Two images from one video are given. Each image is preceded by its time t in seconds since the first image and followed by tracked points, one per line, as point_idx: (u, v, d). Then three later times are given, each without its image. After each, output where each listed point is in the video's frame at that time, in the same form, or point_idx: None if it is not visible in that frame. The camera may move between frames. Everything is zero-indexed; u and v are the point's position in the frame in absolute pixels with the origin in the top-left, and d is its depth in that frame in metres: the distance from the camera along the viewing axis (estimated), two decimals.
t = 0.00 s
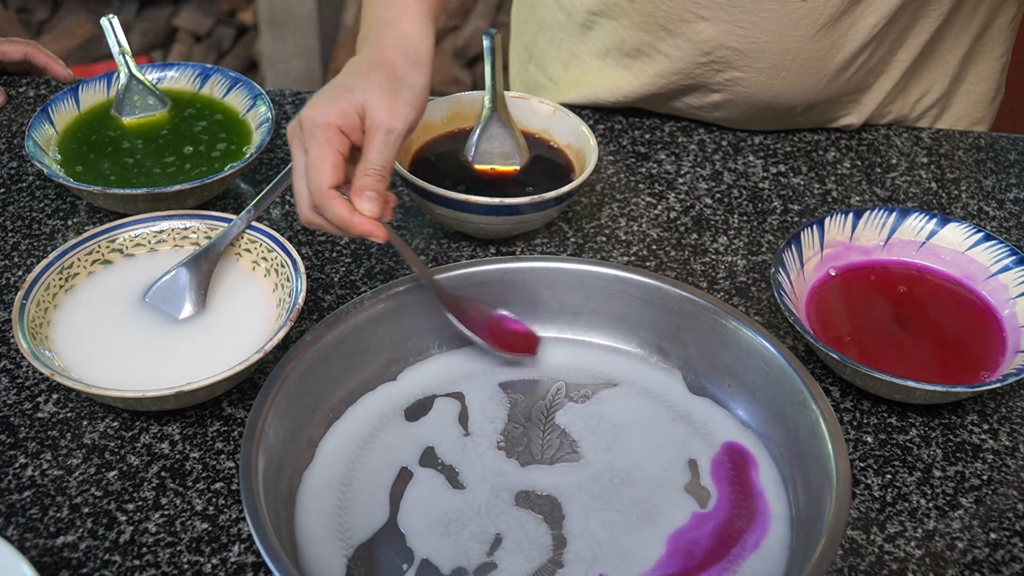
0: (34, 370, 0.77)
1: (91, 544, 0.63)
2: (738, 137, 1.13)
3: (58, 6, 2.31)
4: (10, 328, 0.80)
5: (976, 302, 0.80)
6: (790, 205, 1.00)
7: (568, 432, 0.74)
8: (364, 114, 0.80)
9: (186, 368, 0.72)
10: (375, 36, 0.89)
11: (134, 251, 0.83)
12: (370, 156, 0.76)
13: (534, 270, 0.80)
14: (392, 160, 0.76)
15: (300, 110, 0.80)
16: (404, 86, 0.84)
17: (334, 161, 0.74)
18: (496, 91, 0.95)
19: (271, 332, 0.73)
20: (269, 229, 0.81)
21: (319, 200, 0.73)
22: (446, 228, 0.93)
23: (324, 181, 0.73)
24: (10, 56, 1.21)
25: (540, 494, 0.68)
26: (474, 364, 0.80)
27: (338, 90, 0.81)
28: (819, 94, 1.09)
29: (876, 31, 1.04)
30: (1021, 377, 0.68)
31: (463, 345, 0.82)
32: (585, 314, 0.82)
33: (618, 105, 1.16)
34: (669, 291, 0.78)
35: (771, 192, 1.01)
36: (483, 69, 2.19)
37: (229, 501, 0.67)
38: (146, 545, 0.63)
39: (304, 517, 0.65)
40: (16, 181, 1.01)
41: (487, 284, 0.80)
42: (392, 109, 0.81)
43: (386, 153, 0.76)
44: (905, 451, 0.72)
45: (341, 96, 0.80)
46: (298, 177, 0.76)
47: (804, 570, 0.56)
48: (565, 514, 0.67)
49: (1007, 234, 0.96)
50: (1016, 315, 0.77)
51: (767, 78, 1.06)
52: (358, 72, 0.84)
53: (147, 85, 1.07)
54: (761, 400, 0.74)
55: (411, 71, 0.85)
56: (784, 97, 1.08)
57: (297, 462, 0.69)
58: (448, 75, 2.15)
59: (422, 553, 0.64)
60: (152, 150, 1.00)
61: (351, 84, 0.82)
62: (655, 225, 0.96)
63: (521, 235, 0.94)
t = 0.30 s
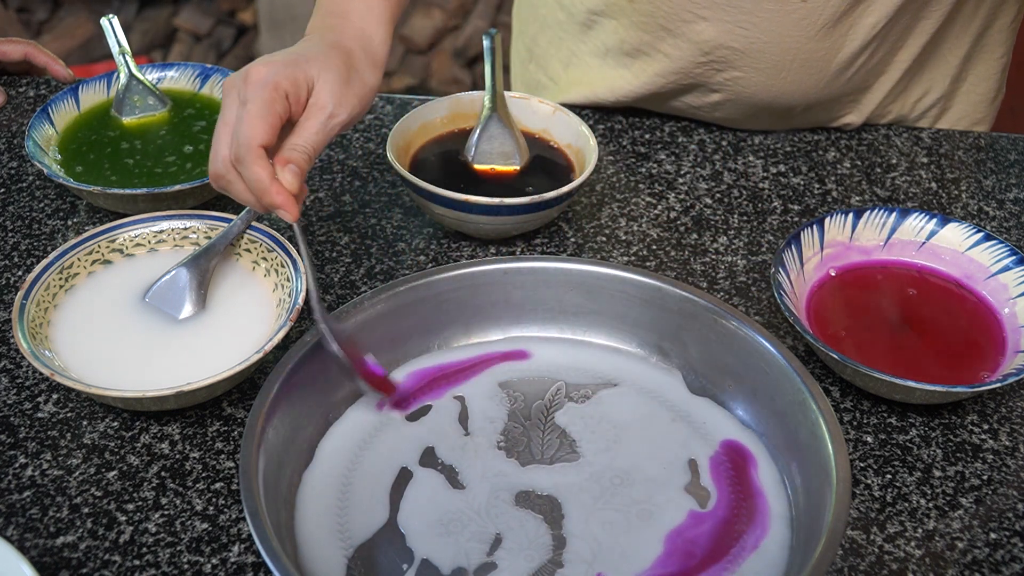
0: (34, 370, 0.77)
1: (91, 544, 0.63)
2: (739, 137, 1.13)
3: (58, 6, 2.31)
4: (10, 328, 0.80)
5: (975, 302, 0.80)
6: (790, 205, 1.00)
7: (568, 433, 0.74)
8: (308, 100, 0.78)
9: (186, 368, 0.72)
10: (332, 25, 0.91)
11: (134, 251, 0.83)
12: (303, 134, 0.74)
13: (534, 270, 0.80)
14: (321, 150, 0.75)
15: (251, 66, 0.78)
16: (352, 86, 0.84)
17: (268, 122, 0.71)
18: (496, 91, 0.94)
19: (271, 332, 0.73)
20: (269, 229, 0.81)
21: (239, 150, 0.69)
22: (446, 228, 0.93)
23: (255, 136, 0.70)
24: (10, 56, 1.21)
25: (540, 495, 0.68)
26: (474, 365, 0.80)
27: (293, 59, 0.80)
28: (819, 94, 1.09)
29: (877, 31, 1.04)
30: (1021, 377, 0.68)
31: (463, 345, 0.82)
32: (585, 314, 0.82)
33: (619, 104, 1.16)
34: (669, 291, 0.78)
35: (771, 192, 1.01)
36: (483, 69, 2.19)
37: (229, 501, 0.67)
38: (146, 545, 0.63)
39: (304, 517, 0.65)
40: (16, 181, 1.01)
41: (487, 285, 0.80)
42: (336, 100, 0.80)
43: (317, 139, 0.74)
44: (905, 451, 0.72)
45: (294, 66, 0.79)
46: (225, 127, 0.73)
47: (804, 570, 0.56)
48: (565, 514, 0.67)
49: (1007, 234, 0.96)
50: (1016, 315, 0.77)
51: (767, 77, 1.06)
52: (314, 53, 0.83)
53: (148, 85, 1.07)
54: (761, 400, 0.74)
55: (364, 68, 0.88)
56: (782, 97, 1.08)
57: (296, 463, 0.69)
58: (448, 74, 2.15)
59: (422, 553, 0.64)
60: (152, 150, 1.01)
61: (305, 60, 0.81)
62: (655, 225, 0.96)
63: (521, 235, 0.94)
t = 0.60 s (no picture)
0: (34, 370, 0.77)
1: (91, 544, 0.63)
2: (739, 137, 1.13)
3: (59, 6, 2.31)
4: (10, 328, 0.80)
5: (975, 303, 0.80)
6: (790, 205, 1.00)
7: (568, 433, 0.74)
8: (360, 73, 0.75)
9: (187, 368, 0.72)
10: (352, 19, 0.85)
11: (134, 251, 0.83)
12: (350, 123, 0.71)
13: (534, 270, 0.80)
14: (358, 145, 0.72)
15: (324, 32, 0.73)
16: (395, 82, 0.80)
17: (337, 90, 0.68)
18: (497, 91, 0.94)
19: (271, 332, 0.73)
20: (269, 229, 0.81)
21: (309, 106, 0.65)
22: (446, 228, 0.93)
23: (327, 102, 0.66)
24: (10, 55, 1.21)
25: (540, 495, 0.68)
26: (474, 364, 0.80)
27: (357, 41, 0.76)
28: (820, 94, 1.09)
29: (879, 30, 1.04)
30: (1021, 377, 0.68)
31: (463, 345, 0.82)
32: (585, 314, 0.82)
33: (619, 104, 1.16)
34: (669, 291, 0.78)
35: (771, 192, 1.01)
36: (483, 69, 2.19)
37: (229, 501, 0.67)
38: (146, 545, 0.63)
39: (304, 518, 0.65)
40: (16, 181, 1.01)
41: (487, 285, 0.80)
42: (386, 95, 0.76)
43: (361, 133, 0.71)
44: (905, 451, 0.72)
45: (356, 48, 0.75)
46: (289, 66, 0.68)
47: (804, 570, 0.56)
48: (565, 514, 0.67)
49: (1007, 234, 0.96)
50: (1016, 315, 0.77)
51: (769, 77, 1.06)
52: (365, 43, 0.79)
53: (148, 85, 1.07)
54: (761, 400, 0.74)
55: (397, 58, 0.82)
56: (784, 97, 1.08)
57: (297, 463, 0.69)
58: (447, 74, 2.16)
59: (422, 553, 0.64)
60: (152, 150, 1.01)
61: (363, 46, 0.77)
62: (655, 225, 0.96)
63: (521, 235, 0.94)
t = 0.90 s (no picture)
0: (34, 370, 0.77)
1: (91, 544, 0.63)
2: (739, 137, 1.13)
3: (58, 6, 2.31)
4: (10, 328, 0.80)
5: (975, 302, 0.80)
6: (790, 205, 1.00)
7: (568, 433, 0.74)
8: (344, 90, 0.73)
9: (187, 368, 0.72)
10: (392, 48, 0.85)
11: (134, 251, 0.83)
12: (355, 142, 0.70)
13: (534, 270, 0.80)
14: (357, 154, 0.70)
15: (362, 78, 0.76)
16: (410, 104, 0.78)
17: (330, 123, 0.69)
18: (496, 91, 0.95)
19: (271, 332, 0.73)
20: (269, 229, 0.81)
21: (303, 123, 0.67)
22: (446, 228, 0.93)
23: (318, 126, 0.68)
24: (10, 55, 1.21)
25: (540, 495, 0.68)
26: (474, 365, 0.80)
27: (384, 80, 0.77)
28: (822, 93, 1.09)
29: (881, 30, 1.04)
30: (1021, 377, 0.68)
31: (463, 345, 0.82)
32: (585, 314, 0.82)
33: (619, 104, 1.16)
34: (668, 291, 0.78)
35: (771, 192, 1.01)
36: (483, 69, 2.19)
37: (229, 501, 0.67)
38: (146, 545, 0.63)
39: (304, 518, 0.65)
40: (16, 181, 1.01)
41: (487, 285, 0.80)
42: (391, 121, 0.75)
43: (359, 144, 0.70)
44: (905, 451, 0.72)
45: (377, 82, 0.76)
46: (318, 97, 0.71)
47: (804, 570, 0.56)
48: (565, 514, 0.67)
49: (1006, 234, 0.96)
50: (1016, 315, 0.77)
51: (770, 76, 1.06)
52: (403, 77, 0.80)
53: (148, 85, 1.07)
54: (760, 400, 0.74)
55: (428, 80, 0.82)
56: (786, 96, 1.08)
57: (297, 463, 0.69)
58: (447, 74, 2.16)
59: (422, 553, 0.64)
60: (152, 150, 1.01)
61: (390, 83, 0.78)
62: (655, 225, 0.96)
63: (521, 235, 0.94)
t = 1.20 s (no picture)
0: (34, 370, 0.77)
1: (91, 544, 0.63)
2: (738, 137, 1.11)
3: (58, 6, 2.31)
4: (10, 328, 0.80)
5: (975, 302, 0.80)
6: (790, 205, 1.00)
7: (568, 433, 0.74)
8: (551, 47, 0.72)
9: (187, 368, 0.72)
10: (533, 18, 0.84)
11: (134, 251, 0.83)
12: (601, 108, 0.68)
13: (534, 270, 0.80)
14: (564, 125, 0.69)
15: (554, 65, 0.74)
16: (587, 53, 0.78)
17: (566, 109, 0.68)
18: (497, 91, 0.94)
19: (271, 332, 0.73)
20: (269, 229, 0.81)
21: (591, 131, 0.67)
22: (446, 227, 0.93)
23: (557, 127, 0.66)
24: (10, 56, 1.21)
25: (540, 495, 0.68)
26: (474, 365, 0.80)
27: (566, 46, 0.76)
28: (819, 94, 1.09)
29: (877, 31, 1.05)
30: (1021, 377, 0.68)
31: (463, 345, 0.81)
32: (585, 314, 0.82)
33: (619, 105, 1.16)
34: (669, 291, 0.78)
35: (771, 192, 1.01)
36: (483, 70, 2.19)
37: (229, 501, 0.67)
38: (146, 545, 0.63)
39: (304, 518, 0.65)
40: (16, 181, 1.01)
41: (487, 285, 0.80)
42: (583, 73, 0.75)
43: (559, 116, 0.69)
44: (905, 451, 0.72)
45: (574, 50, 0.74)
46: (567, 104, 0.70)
47: (804, 570, 0.56)
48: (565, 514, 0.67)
49: (1006, 234, 0.96)
50: (1016, 315, 0.77)
51: (766, 78, 1.07)
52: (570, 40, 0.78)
53: (148, 85, 1.07)
54: (761, 400, 0.74)
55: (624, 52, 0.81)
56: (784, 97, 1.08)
57: (297, 463, 0.69)
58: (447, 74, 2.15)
59: (422, 553, 0.64)
60: (153, 150, 1.01)
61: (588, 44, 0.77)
62: (655, 225, 0.96)
63: (521, 235, 0.94)
